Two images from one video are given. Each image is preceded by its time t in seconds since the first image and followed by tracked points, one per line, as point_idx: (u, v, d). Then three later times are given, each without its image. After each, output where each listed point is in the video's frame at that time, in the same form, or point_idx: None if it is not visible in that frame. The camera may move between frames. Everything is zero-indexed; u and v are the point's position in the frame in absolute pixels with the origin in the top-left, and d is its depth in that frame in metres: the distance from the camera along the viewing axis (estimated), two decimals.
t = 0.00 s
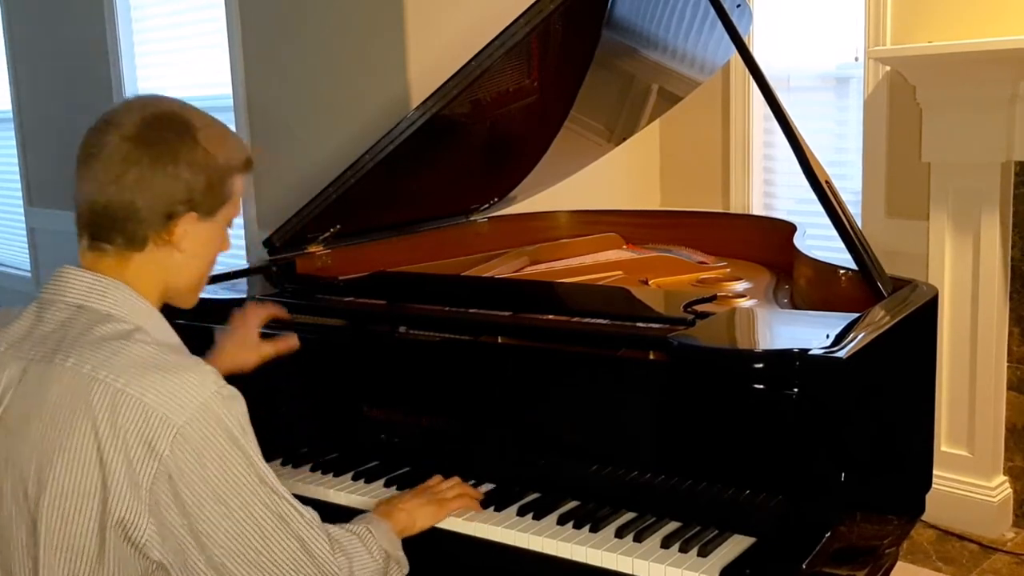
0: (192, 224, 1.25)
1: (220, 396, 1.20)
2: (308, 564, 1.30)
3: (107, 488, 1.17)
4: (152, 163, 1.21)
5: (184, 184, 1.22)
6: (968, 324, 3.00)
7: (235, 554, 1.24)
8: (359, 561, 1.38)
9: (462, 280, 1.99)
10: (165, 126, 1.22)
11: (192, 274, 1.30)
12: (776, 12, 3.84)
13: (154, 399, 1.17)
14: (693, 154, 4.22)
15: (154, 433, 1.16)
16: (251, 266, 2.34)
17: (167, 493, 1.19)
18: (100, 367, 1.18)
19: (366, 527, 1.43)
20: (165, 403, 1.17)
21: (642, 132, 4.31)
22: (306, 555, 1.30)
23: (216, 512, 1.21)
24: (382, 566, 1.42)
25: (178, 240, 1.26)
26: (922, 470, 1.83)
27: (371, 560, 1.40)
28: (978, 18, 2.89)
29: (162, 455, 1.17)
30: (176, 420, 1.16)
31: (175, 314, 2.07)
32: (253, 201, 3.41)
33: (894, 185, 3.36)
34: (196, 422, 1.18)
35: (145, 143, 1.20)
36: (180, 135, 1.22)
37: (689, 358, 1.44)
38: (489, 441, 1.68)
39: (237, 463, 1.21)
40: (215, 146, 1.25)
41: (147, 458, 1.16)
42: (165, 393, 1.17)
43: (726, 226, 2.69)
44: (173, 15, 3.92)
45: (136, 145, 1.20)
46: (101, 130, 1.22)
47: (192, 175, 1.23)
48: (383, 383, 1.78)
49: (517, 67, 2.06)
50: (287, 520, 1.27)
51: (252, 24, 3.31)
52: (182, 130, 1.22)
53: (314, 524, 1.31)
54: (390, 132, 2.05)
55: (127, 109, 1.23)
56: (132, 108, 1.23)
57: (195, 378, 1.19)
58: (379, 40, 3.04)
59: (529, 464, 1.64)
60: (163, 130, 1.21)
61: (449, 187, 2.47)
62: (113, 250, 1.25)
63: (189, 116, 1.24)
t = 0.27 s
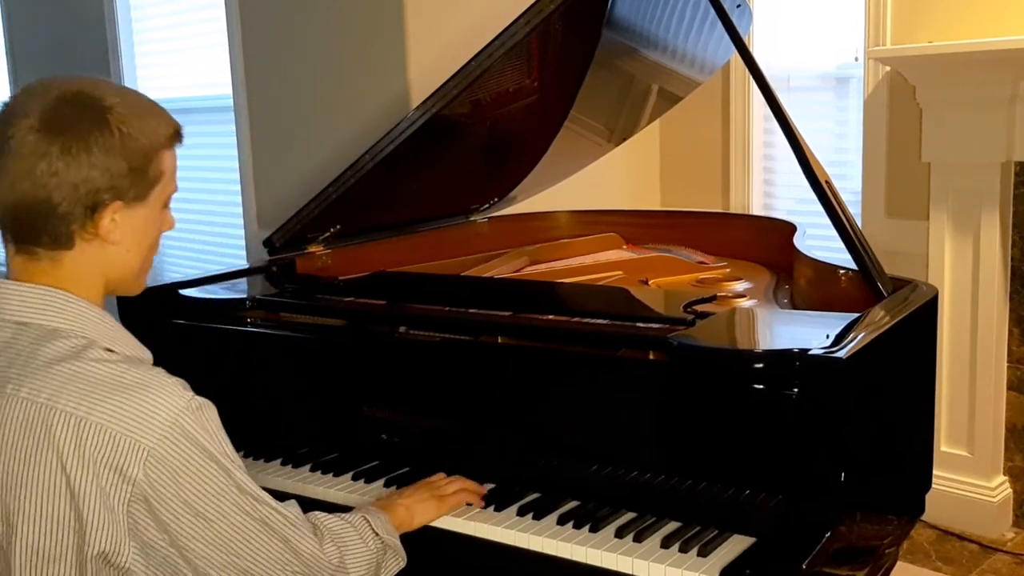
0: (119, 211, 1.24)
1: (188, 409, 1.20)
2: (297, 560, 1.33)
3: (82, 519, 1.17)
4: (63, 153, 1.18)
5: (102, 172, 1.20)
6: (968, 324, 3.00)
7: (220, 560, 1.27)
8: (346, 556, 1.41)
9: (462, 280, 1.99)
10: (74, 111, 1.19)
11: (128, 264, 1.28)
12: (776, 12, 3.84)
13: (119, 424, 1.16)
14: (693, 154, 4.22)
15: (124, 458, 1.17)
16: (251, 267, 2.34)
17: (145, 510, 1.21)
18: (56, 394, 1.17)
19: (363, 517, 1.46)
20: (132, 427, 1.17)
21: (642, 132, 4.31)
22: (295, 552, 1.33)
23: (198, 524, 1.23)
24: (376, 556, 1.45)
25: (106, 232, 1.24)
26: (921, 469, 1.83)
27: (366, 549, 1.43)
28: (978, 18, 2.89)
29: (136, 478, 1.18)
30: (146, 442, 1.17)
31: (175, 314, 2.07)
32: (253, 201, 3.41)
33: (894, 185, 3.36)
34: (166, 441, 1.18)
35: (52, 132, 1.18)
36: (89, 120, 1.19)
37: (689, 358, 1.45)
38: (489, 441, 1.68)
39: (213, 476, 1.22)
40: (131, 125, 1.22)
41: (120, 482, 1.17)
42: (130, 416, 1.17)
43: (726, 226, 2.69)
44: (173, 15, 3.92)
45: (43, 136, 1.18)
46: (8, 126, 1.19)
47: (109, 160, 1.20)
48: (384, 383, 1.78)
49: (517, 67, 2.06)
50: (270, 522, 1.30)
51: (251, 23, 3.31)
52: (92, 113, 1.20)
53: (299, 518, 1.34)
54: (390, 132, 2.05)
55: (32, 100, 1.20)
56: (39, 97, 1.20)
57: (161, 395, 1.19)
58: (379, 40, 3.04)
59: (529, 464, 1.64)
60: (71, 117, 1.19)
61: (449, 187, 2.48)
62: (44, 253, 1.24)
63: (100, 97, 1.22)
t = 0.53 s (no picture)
0: (84, 212, 1.25)
1: (173, 419, 1.21)
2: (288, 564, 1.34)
3: (69, 534, 1.17)
4: (21, 155, 1.18)
5: (62, 172, 1.20)
6: (968, 324, 3.00)
7: (209, 567, 1.27)
8: (337, 560, 1.41)
9: (462, 280, 1.99)
10: (29, 111, 1.19)
11: (95, 265, 1.29)
12: (776, 12, 3.84)
13: (103, 437, 1.17)
14: (693, 154, 4.22)
15: (110, 471, 1.17)
16: (251, 267, 2.33)
17: (132, 521, 1.21)
18: (36, 410, 1.16)
19: (355, 519, 1.47)
20: (116, 439, 1.17)
21: (642, 132, 4.31)
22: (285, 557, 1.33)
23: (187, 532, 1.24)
24: (370, 559, 1.46)
25: (71, 233, 1.24)
26: (921, 469, 1.83)
27: (357, 550, 1.44)
28: (978, 18, 2.89)
29: (122, 490, 1.18)
30: (131, 454, 1.18)
31: (174, 314, 2.07)
32: (253, 201, 3.41)
33: (895, 185, 3.36)
34: (151, 452, 1.19)
35: (8, 134, 1.17)
36: (45, 120, 1.19)
37: (689, 358, 1.45)
38: (489, 441, 1.68)
39: (200, 485, 1.23)
40: (89, 123, 1.22)
41: (106, 495, 1.18)
42: (114, 429, 1.17)
43: (726, 227, 2.69)
44: (173, 15, 3.91)
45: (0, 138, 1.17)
46: None
47: (70, 161, 1.21)
48: (384, 383, 1.78)
49: (517, 67, 2.06)
50: (258, 529, 1.30)
51: (252, 23, 3.31)
52: (48, 113, 1.20)
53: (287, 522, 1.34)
54: (390, 132, 2.05)
55: None
56: None
57: (145, 405, 1.19)
58: (378, 40, 3.04)
59: (530, 464, 1.64)
60: (26, 118, 1.18)
61: (450, 187, 2.48)
62: (10, 260, 1.23)
63: (56, 95, 1.21)
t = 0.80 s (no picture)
0: (75, 213, 1.25)
1: (166, 410, 1.22)
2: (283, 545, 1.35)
3: (65, 526, 1.18)
4: (13, 156, 1.19)
5: (54, 174, 1.21)
6: (967, 324, 3.01)
7: (206, 554, 1.28)
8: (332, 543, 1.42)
9: (462, 280, 2.00)
10: (20, 112, 1.19)
11: (86, 263, 1.30)
12: (776, 12, 3.85)
13: (97, 430, 1.17)
14: (693, 154, 4.22)
15: (104, 463, 1.18)
16: (251, 267, 2.34)
17: (127, 511, 1.22)
18: (30, 404, 1.17)
19: (342, 501, 1.47)
20: (109, 432, 1.18)
21: (642, 132, 4.31)
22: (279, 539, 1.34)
23: (182, 521, 1.25)
24: (358, 536, 1.46)
25: (62, 234, 1.25)
26: (921, 468, 1.83)
27: (346, 532, 1.44)
28: (977, 19, 2.90)
29: (117, 481, 1.19)
30: (125, 446, 1.18)
31: (175, 314, 2.07)
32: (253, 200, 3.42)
33: (894, 185, 3.37)
34: (145, 443, 1.20)
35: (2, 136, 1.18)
36: (37, 122, 1.20)
37: (689, 358, 1.45)
38: (489, 441, 1.68)
39: (195, 474, 1.24)
40: (80, 124, 1.23)
41: (101, 486, 1.19)
42: (107, 421, 1.18)
43: (725, 227, 2.69)
44: (173, 15, 3.92)
45: None
46: None
47: (61, 162, 1.21)
48: (384, 383, 1.79)
49: (518, 67, 2.07)
50: (252, 515, 1.31)
51: (252, 23, 3.31)
52: (39, 114, 1.20)
53: (280, 506, 1.35)
54: (391, 132, 2.05)
55: None
56: None
57: (138, 397, 1.20)
58: (379, 40, 3.05)
59: (529, 464, 1.64)
60: (19, 119, 1.19)
61: (450, 187, 2.48)
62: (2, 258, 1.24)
63: (47, 96, 1.22)
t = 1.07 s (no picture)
0: (100, 217, 1.25)
1: (164, 405, 1.22)
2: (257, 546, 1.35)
3: (57, 511, 1.17)
4: (41, 161, 1.18)
5: (80, 179, 1.20)
6: (967, 324, 3.00)
7: (185, 550, 1.28)
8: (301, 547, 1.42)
9: (462, 280, 1.99)
10: (49, 119, 1.19)
11: (108, 264, 1.30)
12: (776, 12, 3.84)
13: (94, 417, 1.17)
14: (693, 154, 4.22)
15: (98, 450, 1.17)
16: (251, 267, 2.34)
17: (117, 501, 1.22)
18: (32, 388, 1.17)
19: (317, 510, 1.47)
20: (107, 419, 1.17)
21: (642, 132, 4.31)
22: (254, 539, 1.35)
23: (167, 513, 1.25)
24: (329, 550, 1.46)
25: (86, 237, 1.25)
26: (921, 469, 1.83)
27: (318, 543, 1.44)
28: (978, 18, 2.90)
29: (110, 469, 1.19)
30: (120, 435, 1.18)
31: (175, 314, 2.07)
32: (253, 200, 3.41)
33: (895, 185, 3.36)
34: (141, 435, 1.19)
35: (30, 142, 1.17)
36: (64, 129, 1.19)
37: (689, 358, 1.45)
38: (488, 441, 1.68)
39: (184, 469, 1.23)
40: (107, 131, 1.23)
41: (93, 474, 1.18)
42: (106, 408, 1.17)
43: (725, 227, 2.69)
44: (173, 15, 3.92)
45: (20, 145, 1.17)
46: None
47: (88, 168, 1.21)
48: (384, 383, 1.78)
49: (517, 67, 2.06)
50: (232, 513, 1.31)
51: (251, 23, 3.31)
52: (67, 120, 1.20)
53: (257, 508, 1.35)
54: (391, 132, 2.05)
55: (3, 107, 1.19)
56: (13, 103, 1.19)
57: (138, 390, 1.20)
58: (379, 40, 3.04)
59: (529, 464, 1.64)
60: (48, 127, 1.18)
61: (450, 187, 2.48)
62: (24, 256, 1.23)
63: (73, 103, 1.21)
